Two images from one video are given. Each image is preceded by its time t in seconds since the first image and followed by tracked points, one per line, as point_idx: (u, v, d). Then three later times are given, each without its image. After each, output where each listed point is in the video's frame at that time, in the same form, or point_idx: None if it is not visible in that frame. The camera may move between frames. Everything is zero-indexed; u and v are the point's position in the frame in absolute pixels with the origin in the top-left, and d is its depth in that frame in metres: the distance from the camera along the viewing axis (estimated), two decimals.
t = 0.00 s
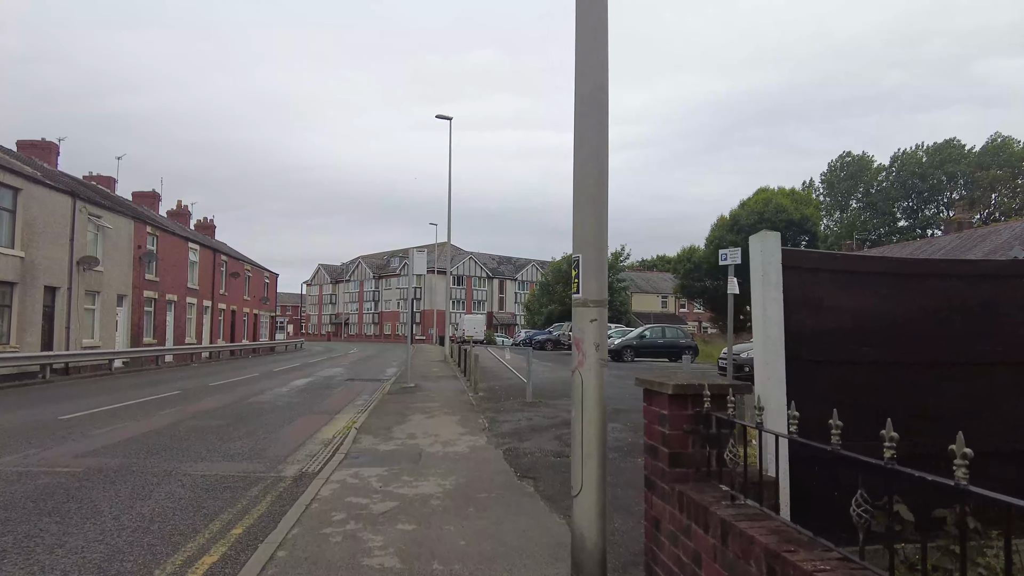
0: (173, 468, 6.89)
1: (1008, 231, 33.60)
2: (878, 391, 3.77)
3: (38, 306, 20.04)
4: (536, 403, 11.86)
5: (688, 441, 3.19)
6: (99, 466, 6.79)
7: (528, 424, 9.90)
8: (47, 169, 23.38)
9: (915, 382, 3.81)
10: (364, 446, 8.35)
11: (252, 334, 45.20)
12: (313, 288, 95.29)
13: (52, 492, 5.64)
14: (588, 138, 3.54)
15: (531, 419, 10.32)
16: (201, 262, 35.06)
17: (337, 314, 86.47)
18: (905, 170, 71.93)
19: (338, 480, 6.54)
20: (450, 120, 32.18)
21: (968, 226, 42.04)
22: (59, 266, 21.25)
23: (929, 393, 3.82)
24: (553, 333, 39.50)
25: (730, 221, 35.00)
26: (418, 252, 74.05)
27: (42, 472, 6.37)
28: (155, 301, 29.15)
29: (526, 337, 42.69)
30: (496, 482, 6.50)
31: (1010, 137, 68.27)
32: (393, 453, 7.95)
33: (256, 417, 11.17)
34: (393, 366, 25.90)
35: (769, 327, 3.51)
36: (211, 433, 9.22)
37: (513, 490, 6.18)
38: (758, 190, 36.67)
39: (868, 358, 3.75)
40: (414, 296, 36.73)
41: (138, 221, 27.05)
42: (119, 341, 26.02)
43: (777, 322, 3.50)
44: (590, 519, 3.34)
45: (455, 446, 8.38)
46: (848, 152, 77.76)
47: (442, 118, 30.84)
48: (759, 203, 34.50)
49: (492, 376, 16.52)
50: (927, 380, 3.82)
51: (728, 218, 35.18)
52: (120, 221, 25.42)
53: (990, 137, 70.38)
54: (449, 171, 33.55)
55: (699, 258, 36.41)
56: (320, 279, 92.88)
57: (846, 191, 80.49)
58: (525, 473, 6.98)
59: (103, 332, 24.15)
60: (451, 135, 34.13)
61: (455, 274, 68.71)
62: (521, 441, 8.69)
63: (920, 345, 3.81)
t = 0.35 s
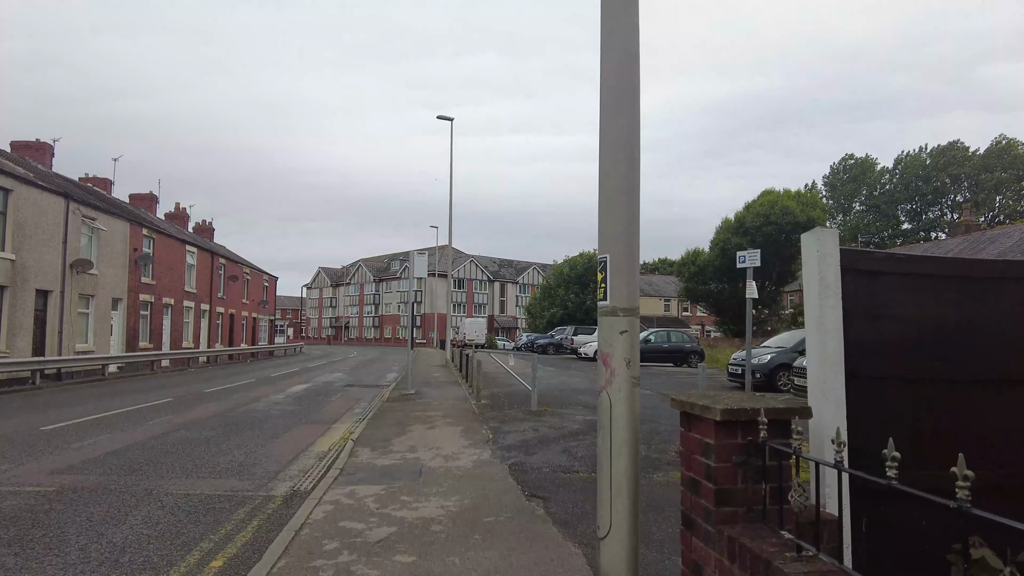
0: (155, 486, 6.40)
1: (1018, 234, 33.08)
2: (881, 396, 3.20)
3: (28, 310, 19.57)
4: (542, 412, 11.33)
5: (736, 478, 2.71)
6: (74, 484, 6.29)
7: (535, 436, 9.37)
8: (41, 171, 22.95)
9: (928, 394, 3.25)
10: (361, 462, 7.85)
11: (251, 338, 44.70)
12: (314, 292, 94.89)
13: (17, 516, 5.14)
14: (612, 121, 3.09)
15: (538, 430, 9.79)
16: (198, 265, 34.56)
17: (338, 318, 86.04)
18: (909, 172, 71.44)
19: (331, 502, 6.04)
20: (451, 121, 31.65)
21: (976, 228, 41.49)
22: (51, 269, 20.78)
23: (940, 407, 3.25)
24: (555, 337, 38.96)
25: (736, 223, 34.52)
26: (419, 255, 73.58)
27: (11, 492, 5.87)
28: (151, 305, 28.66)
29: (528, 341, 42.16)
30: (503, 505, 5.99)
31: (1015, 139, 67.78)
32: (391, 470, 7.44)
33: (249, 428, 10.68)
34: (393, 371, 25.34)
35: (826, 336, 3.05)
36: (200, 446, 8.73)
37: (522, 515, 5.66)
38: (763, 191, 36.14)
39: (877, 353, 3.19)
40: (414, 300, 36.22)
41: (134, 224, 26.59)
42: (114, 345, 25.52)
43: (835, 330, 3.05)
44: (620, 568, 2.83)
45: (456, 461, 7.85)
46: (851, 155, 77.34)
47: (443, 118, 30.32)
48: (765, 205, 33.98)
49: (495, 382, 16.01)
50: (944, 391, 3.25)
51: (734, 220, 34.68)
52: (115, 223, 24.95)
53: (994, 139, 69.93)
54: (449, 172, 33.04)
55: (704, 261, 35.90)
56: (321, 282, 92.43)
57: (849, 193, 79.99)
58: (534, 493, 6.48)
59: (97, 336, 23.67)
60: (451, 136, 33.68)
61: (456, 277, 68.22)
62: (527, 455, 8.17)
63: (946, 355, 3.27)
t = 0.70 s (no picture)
0: (126, 495, 5.91)
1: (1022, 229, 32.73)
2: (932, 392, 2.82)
3: (12, 310, 19.02)
4: (542, 414, 10.82)
5: (790, 492, 2.24)
6: (36, 494, 5.79)
7: (535, 438, 8.87)
8: (28, 168, 22.41)
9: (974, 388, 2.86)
10: (351, 467, 7.37)
11: (246, 340, 44.19)
12: (310, 293, 94.28)
13: None
14: (633, 65, 2.58)
15: (538, 432, 9.27)
16: (191, 265, 33.98)
17: (335, 319, 85.48)
18: (908, 170, 71.14)
19: (315, 512, 5.54)
20: (447, 117, 31.16)
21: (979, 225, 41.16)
22: (36, 268, 20.24)
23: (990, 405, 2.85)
24: (554, 337, 38.48)
25: (737, 221, 34.07)
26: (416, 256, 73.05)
27: None
28: (142, 306, 28.10)
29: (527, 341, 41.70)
30: (503, 514, 5.51)
31: (1014, 136, 67.49)
32: (382, 477, 6.96)
33: (235, 431, 10.16)
34: (389, 372, 24.82)
35: (891, 326, 2.63)
36: (181, 450, 8.23)
37: (524, 526, 5.17)
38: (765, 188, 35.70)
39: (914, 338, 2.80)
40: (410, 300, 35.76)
41: (124, 223, 26.04)
42: (104, 347, 24.96)
43: (900, 319, 2.64)
44: None
45: (452, 466, 7.35)
46: (849, 153, 77.02)
47: (440, 114, 29.76)
48: (766, 202, 33.58)
49: (493, 382, 15.52)
50: (982, 389, 2.84)
51: (734, 217, 34.23)
52: (104, 222, 24.40)
53: (993, 136, 69.66)
54: (446, 170, 32.47)
55: (704, 259, 35.43)
56: (317, 284, 91.79)
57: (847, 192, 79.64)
58: (536, 500, 6.00)
59: (85, 337, 23.11)
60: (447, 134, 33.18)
61: (453, 277, 67.73)
62: (528, 459, 7.68)
63: (1008, 350, 2.84)
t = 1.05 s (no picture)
0: (95, 509, 5.40)
1: None
2: None
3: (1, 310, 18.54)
4: (547, 418, 10.31)
5: (890, 536, 1.76)
6: None
7: (541, 444, 8.37)
8: (19, 165, 21.95)
9: None
10: (345, 477, 6.90)
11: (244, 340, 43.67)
12: (310, 292, 93.78)
13: None
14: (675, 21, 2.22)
15: (543, 438, 8.77)
16: (188, 264, 33.48)
17: (334, 319, 85.01)
18: (911, 169, 70.62)
19: (303, 530, 5.04)
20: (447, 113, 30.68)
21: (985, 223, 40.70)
22: (26, 267, 19.78)
23: None
24: (556, 336, 38.00)
25: (740, 219, 33.52)
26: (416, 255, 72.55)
27: None
28: (136, 305, 27.62)
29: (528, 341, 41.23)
30: (507, 532, 5.01)
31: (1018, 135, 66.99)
32: (378, 488, 6.49)
33: (225, 436, 9.67)
34: (388, 372, 24.33)
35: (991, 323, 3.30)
36: (164, 458, 7.73)
37: (533, 546, 4.67)
38: (769, 185, 35.23)
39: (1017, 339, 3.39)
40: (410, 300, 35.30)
41: (118, 220, 25.57)
42: (97, 347, 24.48)
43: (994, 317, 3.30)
44: None
45: (453, 476, 6.85)
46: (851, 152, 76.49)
47: (440, 111, 29.28)
48: (771, 200, 33.10)
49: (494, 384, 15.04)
50: None
51: (738, 216, 33.72)
52: (97, 220, 23.91)
53: (996, 134, 69.11)
54: (446, 167, 31.95)
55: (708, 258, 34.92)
56: (316, 283, 91.22)
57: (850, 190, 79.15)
58: (546, 516, 5.51)
59: (77, 338, 22.61)
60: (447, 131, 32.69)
61: (453, 277, 67.27)
62: (534, 467, 7.19)
63: None
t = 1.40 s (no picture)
0: (59, 530, 4.89)
1: None
2: None
3: None
4: (553, 423, 9.80)
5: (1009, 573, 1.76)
6: None
7: (548, 452, 7.86)
8: (10, 161, 21.48)
9: None
10: (337, 491, 6.41)
11: (241, 340, 43.11)
12: (309, 292, 93.26)
13: None
14: None
15: (549, 445, 8.27)
16: (185, 263, 32.98)
17: (334, 319, 84.51)
18: (915, 168, 70.09)
19: (287, 555, 4.51)
20: (448, 110, 30.21)
21: (993, 222, 40.13)
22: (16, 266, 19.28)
23: None
24: (558, 336, 37.50)
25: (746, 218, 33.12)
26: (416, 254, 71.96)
27: None
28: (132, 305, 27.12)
29: (530, 342, 40.71)
30: (517, 556, 4.52)
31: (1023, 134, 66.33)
32: (372, 501, 6.01)
33: (213, 441, 9.18)
34: (388, 374, 23.83)
35: None
36: (145, 468, 7.23)
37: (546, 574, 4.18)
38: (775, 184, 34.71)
39: None
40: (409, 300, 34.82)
41: (113, 219, 25.07)
42: (91, 348, 24.00)
43: None
44: None
45: (454, 489, 6.35)
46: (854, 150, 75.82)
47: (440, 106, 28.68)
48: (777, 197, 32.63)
49: (497, 386, 14.56)
50: None
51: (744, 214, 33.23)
52: (91, 218, 23.41)
53: (1002, 133, 68.43)
54: (446, 164, 31.39)
55: (712, 257, 34.38)
56: (316, 283, 90.58)
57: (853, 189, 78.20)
58: (557, 536, 5.01)
59: (69, 339, 22.13)
60: (447, 127, 32.11)
61: (454, 277, 66.79)
62: (541, 479, 6.69)
63: None
